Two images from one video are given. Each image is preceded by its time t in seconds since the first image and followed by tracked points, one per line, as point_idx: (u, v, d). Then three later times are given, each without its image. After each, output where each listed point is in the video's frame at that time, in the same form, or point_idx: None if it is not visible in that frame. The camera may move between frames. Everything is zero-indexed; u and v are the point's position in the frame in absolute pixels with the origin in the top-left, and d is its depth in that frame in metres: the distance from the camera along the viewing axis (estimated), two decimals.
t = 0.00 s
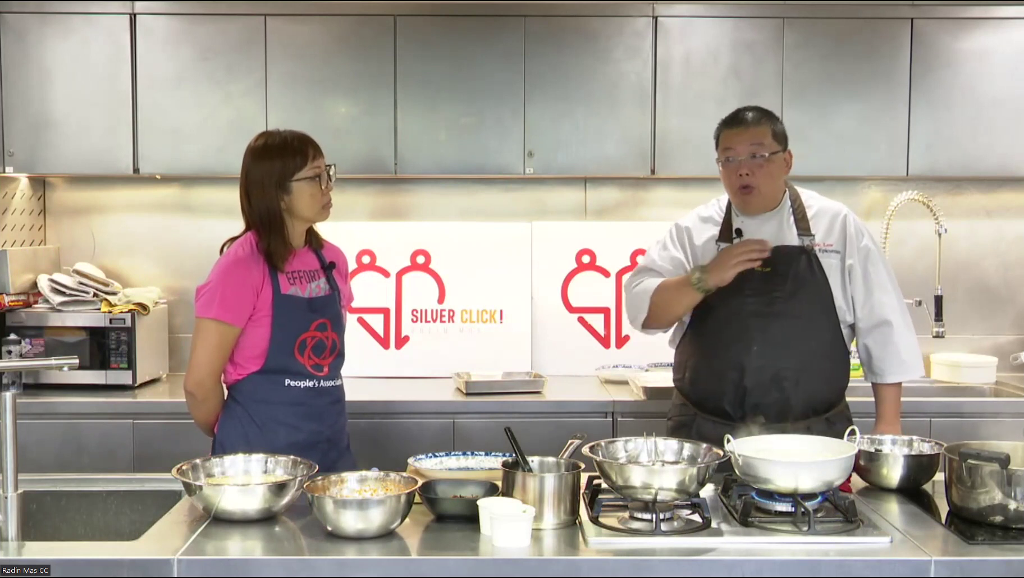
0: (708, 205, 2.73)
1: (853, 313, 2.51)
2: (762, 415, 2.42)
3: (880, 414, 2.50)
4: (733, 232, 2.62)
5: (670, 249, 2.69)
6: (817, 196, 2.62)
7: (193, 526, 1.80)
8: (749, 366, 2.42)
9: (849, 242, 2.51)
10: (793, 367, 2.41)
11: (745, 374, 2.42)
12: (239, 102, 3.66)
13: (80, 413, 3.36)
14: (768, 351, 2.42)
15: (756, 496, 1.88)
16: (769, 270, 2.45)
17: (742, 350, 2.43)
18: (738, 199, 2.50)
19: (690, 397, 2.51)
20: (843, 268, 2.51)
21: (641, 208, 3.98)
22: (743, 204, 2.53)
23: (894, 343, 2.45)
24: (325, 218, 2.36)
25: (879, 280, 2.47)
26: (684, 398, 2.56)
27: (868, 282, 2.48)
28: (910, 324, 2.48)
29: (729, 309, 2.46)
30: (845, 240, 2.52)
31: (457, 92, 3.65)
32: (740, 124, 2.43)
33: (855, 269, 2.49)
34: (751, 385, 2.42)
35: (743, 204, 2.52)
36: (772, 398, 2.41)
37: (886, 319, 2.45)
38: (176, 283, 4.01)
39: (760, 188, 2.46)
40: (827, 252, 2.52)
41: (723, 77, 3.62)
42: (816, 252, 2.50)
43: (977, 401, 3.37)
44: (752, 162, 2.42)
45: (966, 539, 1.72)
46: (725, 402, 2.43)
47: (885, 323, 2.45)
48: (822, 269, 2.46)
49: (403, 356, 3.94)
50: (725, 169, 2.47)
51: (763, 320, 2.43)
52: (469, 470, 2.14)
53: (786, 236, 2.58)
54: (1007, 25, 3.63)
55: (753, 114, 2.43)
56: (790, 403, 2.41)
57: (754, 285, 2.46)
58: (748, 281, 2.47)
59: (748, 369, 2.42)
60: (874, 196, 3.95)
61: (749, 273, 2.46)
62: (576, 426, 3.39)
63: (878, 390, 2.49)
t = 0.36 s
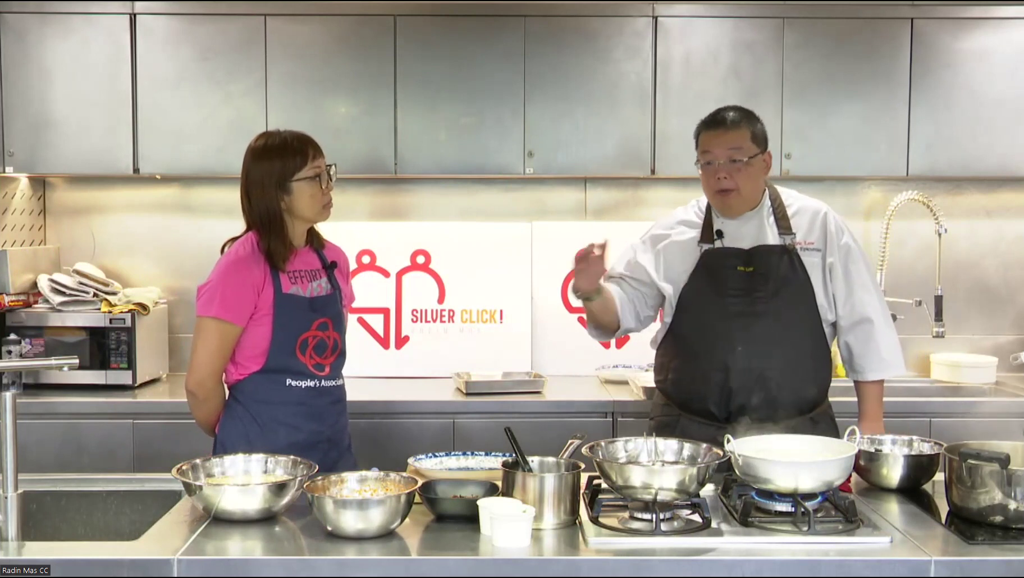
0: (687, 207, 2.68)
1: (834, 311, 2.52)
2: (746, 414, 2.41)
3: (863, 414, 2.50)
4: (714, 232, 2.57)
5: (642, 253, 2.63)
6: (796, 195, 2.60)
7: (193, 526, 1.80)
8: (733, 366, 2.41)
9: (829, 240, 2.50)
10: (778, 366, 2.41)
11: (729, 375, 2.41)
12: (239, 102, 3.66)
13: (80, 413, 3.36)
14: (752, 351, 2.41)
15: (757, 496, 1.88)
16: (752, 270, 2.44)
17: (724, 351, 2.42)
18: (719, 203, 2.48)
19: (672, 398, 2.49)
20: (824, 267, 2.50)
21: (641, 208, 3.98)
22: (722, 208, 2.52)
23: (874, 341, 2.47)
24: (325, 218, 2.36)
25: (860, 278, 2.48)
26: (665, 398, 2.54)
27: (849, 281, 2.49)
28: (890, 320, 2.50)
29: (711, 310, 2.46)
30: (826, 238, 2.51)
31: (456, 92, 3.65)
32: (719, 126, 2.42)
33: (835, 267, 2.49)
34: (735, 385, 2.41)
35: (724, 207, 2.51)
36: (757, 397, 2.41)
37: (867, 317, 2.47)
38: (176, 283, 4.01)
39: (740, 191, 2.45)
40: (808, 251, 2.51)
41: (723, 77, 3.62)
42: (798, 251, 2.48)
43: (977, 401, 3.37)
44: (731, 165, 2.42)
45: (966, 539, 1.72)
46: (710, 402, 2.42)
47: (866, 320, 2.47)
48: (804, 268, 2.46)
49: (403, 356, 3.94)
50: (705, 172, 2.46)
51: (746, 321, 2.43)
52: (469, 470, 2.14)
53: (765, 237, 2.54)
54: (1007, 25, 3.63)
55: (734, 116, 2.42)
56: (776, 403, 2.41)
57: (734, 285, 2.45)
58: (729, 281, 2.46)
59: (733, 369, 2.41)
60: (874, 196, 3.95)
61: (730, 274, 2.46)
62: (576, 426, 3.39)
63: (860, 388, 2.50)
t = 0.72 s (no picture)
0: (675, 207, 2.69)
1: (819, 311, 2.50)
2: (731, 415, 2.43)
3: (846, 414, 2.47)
4: (699, 233, 2.57)
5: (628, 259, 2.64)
6: (780, 195, 2.59)
7: (193, 525, 1.80)
8: (718, 366, 2.42)
9: (813, 240, 2.49)
10: (763, 366, 2.41)
11: (715, 375, 2.42)
12: (239, 102, 3.66)
13: (80, 413, 3.36)
14: (736, 351, 2.42)
15: (756, 496, 1.88)
16: (736, 270, 2.44)
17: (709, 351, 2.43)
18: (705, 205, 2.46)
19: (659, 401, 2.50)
20: (808, 266, 2.49)
21: (641, 208, 3.98)
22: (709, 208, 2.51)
23: (858, 340, 2.45)
24: (326, 218, 2.35)
25: (844, 277, 2.46)
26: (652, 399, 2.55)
27: (834, 280, 2.47)
28: (875, 320, 2.48)
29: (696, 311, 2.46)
30: (811, 238, 2.49)
31: (456, 92, 3.65)
32: (707, 128, 2.39)
33: (819, 266, 2.47)
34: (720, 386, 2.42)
35: (711, 208, 2.49)
36: (743, 398, 2.42)
37: (850, 316, 2.45)
38: (176, 283, 4.01)
39: (729, 193, 2.44)
40: (792, 250, 2.49)
41: (723, 77, 3.62)
42: (783, 251, 2.47)
43: (976, 401, 3.37)
44: (720, 168, 2.39)
45: (966, 539, 1.72)
46: (696, 404, 2.43)
47: (850, 319, 2.46)
48: (789, 269, 2.46)
49: (403, 356, 3.94)
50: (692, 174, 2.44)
51: (730, 321, 2.43)
52: (469, 470, 2.14)
53: (750, 237, 2.53)
54: (1007, 25, 3.63)
55: (721, 117, 2.39)
56: (763, 403, 2.42)
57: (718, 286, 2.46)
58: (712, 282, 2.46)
59: (719, 369, 2.42)
60: (874, 196, 3.95)
61: (714, 274, 2.46)
62: (576, 426, 3.39)
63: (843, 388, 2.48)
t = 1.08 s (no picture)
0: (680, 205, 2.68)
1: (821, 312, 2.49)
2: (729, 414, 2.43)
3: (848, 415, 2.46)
4: (703, 233, 2.56)
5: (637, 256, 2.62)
6: (783, 195, 2.57)
7: (193, 526, 1.80)
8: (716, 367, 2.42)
9: (815, 243, 2.48)
10: (763, 366, 2.41)
11: (715, 375, 2.42)
12: (239, 102, 3.66)
13: (80, 413, 3.36)
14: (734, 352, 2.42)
15: (756, 496, 1.88)
16: (738, 271, 2.45)
17: (707, 352, 2.43)
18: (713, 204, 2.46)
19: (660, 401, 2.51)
20: (810, 268, 2.47)
21: (641, 208, 3.98)
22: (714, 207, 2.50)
23: (859, 342, 2.44)
24: (322, 208, 2.37)
25: (846, 279, 2.45)
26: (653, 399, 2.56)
27: (835, 282, 2.46)
28: (875, 323, 2.47)
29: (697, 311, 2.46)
30: (813, 239, 2.48)
31: (457, 92, 3.65)
32: (717, 125, 2.39)
33: (821, 268, 2.46)
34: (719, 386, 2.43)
35: (717, 207, 2.48)
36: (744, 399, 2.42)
37: (852, 318, 2.44)
38: (176, 283, 4.01)
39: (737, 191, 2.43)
40: (795, 251, 2.48)
41: (723, 77, 3.62)
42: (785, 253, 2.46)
43: (977, 401, 3.37)
44: (731, 166, 2.39)
45: (966, 539, 1.72)
46: (696, 403, 2.44)
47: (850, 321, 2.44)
48: (791, 269, 2.45)
49: (403, 356, 3.93)
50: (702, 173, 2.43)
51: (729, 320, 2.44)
52: (469, 470, 2.14)
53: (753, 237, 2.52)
54: (1007, 25, 3.63)
55: (730, 117, 2.40)
56: (763, 404, 2.42)
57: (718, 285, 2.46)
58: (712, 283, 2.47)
59: (719, 369, 2.42)
60: (874, 196, 3.95)
61: (717, 274, 2.46)
62: (576, 426, 3.40)
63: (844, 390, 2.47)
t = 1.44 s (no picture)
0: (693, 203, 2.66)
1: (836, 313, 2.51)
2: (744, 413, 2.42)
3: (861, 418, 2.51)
4: (721, 232, 2.54)
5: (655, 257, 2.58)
6: (800, 196, 2.59)
7: (193, 526, 1.80)
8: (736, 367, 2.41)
9: (833, 246, 2.50)
10: (782, 366, 2.41)
11: (735, 375, 2.41)
12: (239, 102, 3.66)
13: (80, 413, 3.36)
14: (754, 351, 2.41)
15: (756, 496, 1.88)
16: (757, 271, 2.45)
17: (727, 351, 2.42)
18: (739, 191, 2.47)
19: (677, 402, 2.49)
20: (827, 270, 2.50)
21: (641, 208, 3.98)
22: (736, 198, 2.50)
23: (872, 343, 2.47)
24: (323, 214, 2.36)
25: (861, 282, 2.48)
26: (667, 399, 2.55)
27: (851, 284, 2.49)
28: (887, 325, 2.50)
29: (716, 310, 2.45)
30: (830, 242, 2.51)
31: (457, 92, 3.65)
32: (746, 114, 2.43)
33: (837, 271, 2.49)
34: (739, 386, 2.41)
35: (739, 197, 2.49)
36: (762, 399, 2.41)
37: (866, 320, 2.47)
38: (176, 283, 4.01)
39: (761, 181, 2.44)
40: (813, 252, 2.50)
41: (723, 77, 3.62)
42: (803, 253, 2.48)
43: (976, 401, 3.37)
44: (760, 153, 2.42)
45: (966, 539, 1.72)
46: (714, 403, 2.43)
47: (865, 324, 2.47)
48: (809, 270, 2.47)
49: (403, 356, 3.93)
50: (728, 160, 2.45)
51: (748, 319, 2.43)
52: (470, 470, 2.14)
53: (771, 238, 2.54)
54: (1007, 25, 3.63)
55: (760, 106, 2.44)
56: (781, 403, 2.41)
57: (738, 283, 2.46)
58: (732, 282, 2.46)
59: (739, 369, 2.41)
60: (874, 196, 3.95)
61: (735, 274, 2.46)
62: (576, 426, 3.40)
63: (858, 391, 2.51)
